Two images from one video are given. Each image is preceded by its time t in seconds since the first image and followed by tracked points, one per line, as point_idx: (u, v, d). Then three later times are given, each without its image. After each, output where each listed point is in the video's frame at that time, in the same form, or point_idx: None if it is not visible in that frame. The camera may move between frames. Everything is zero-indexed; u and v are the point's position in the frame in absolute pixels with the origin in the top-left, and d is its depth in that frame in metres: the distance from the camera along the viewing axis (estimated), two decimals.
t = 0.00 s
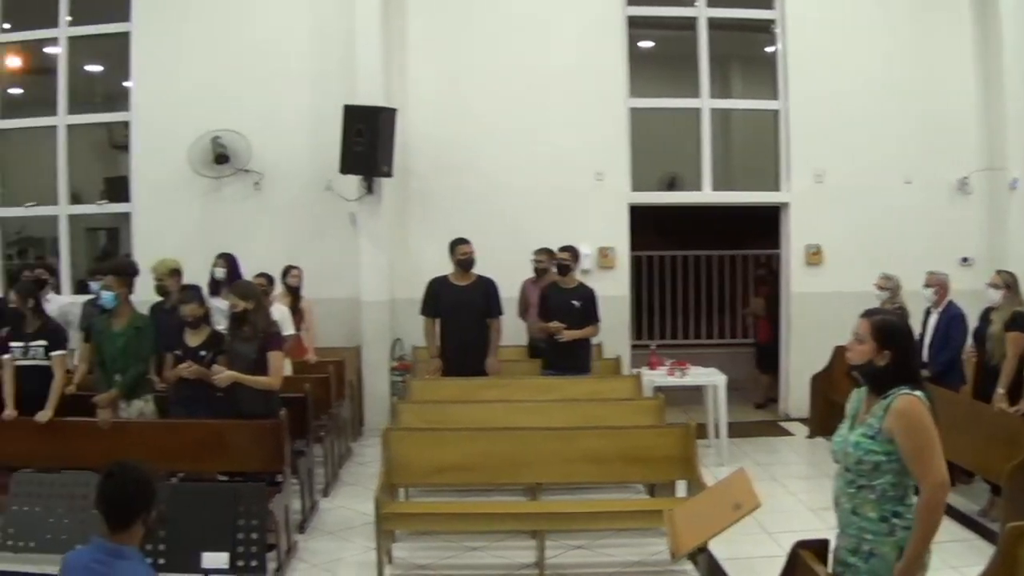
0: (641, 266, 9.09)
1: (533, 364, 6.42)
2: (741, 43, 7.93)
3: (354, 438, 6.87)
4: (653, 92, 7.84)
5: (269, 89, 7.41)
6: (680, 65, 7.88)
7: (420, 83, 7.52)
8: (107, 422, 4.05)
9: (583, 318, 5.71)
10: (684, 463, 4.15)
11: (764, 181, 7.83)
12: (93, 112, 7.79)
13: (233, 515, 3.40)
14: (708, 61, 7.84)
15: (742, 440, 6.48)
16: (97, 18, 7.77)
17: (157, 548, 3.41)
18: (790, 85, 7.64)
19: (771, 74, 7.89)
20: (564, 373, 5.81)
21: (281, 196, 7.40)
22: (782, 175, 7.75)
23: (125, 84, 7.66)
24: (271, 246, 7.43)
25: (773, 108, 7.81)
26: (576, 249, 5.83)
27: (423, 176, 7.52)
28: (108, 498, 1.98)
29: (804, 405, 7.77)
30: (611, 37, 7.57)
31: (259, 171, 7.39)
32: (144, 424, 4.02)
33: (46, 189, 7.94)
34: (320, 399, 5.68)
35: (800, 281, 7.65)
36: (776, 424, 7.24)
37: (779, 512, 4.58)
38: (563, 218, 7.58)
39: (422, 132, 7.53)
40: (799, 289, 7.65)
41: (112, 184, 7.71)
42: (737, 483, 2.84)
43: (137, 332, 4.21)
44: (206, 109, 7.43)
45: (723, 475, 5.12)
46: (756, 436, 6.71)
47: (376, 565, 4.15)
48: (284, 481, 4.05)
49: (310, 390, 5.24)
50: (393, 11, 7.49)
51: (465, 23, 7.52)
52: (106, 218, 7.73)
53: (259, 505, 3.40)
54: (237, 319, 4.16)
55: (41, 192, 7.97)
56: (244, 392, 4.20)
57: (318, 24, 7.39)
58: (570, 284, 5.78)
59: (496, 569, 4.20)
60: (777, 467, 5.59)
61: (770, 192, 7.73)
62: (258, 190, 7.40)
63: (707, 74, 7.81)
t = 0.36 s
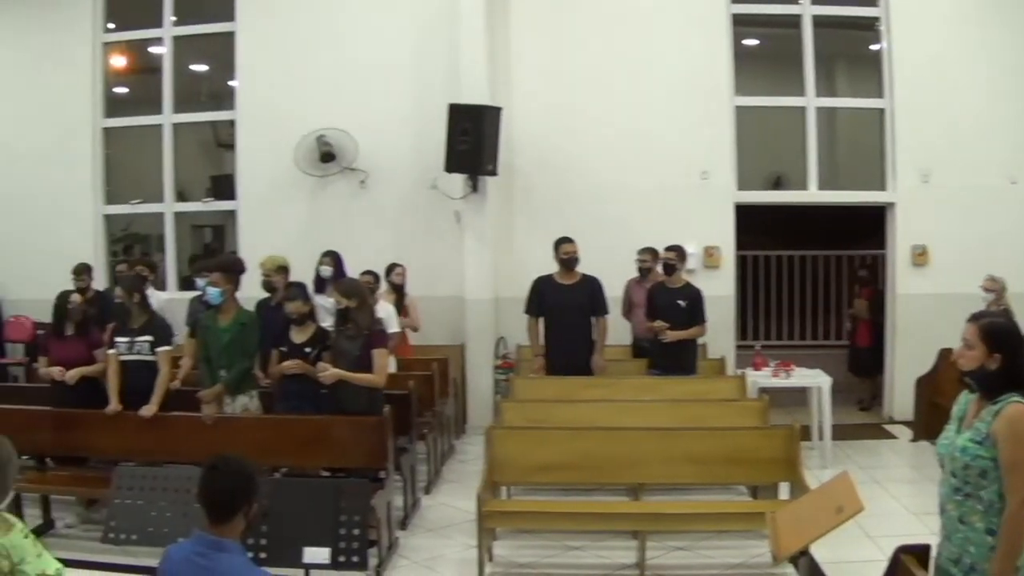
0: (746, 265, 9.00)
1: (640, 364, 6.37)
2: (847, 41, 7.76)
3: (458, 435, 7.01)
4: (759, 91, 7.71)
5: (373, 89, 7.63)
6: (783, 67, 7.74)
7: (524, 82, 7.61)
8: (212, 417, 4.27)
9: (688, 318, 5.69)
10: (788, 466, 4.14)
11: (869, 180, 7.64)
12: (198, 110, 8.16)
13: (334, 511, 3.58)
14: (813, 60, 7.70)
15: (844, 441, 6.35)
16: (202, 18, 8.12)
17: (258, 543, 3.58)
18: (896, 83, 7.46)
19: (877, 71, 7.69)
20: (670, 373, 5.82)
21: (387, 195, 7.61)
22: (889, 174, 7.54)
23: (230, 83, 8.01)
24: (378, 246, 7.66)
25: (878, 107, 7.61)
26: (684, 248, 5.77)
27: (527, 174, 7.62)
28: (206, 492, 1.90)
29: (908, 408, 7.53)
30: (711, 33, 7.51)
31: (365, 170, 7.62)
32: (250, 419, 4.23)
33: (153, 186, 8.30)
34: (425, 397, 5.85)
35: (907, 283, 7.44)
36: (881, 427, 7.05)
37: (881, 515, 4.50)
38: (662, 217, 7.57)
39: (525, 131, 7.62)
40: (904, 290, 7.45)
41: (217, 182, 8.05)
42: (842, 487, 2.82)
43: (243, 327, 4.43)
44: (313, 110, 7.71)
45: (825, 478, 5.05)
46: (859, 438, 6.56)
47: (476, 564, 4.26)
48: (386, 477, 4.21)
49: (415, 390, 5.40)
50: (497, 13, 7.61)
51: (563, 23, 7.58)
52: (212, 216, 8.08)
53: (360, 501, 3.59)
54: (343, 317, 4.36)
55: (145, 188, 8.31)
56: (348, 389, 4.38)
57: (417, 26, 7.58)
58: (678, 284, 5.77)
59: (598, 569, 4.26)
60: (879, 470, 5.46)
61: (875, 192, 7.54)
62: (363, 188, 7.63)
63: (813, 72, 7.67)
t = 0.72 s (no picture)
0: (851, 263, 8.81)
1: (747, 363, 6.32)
2: (954, 40, 7.56)
3: (562, 434, 7.06)
4: (868, 88, 7.53)
5: (477, 87, 7.73)
6: (889, 67, 7.54)
7: (629, 80, 7.61)
8: (316, 415, 4.46)
9: (794, 318, 5.60)
10: (891, 469, 4.07)
11: (975, 180, 7.43)
12: (304, 108, 8.35)
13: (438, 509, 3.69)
14: (921, 57, 7.49)
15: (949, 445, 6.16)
16: (311, 17, 8.30)
17: (361, 539, 3.69)
18: (1002, 81, 7.25)
19: (985, 69, 7.48)
20: (775, 374, 5.75)
21: (494, 194, 7.73)
22: (996, 173, 7.33)
23: (337, 82, 8.20)
24: (483, 246, 7.78)
25: (986, 106, 7.39)
26: (786, 246, 5.70)
27: (640, 172, 7.61)
28: (310, 487, 1.98)
29: (1015, 411, 7.29)
30: (815, 26, 7.38)
31: (471, 169, 7.74)
32: (355, 418, 4.41)
33: (259, 184, 8.52)
34: (531, 396, 5.92)
35: (1015, 283, 7.20)
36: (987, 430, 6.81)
37: (989, 521, 4.38)
38: (765, 216, 7.46)
39: (629, 129, 7.62)
40: (1012, 290, 7.20)
41: (324, 180, 8.25)
42: (949, 490, 2.64)
43: (349, 325, 4.60)
44: (418, 108, 7.85)
45: (929, 482, 4.94)
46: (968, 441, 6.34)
47: (579, 562, 4.32)
48: (490, 476, 4.35)
49: (520, 386, 5.49)
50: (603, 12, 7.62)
51: (666, 20, 7.55)
52: (319, 214, 8.29)
53: (463, 500, 3.68)
54: (448, 316, 4.49)
55: (252, 186, 8.53)
56: (451, 388, 4.51)
57: (519, 25, 7.65)
58: (782, 283, 5.69)
59: (701, 569, 4.26)
60: (985, 474, 5.27)
61: (982, 193, 7.33)
62: (470, 187, 7.76)
63: (921, 71, 7.46)
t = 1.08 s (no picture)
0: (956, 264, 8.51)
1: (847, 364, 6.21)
2: None
3: (664, 434, 7.02)
4: (971, 87, 7.35)
5: (578, 83, 7.74)
6: (991, 66, 7.37)
7: (733, 74, 7.49)
8: (419, 411, 4.57)
9: (894, 318, 5.45)
10: (992, 476, 3.92)
11: None
12: (407, 107, 8.51)
13: (539, 506, 3.64)
14: None
15: None
16: (414, 16, 8.43)
17: (462, 536, 3.62)
18: None
19: None
20: (871, 374, 5.58)
21: (598, 192, 7.71)
22: None
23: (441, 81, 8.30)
24: (583, 244, 7.78)
25: None
26: (888, 246, 5.57)
27: (740, 168, 7.49)
28: (409, 483, 2.05)
29: None
30: (924, 14, 7.16)
31: (575, 167, 7.75)
32: (457, 415, 4.52)
33: (363, 182, 8.70)
34: (632, 396, 5.91)
35: None
36: None
37: None
38: (870, 212, 7.26)
39: (731, 124, 7.50)
40: None
41: (427, 179, 8.39)
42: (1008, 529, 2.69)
43: (452, 322, 4.73)
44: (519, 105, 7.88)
45: None
46: None
47: (678, 563, 4.30)
48: (590, 475, 4.38)
49: (621, 385, 5.48)
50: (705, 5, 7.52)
51: (769, 13, 7.41)
52: (422, 212, 8.43)
53: (564, 498, 3.63)
54: (551, 315, 4.54)
55: (356, 184, 8.72)
56: (552, 387, 4.53)
57: (620, 21, 7.62)
58: (883, 284, 5.55)
59: (801, 573, 4.19)
60: None
61: None
62: (573, 185, 7.76)
63: None
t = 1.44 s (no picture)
0: None
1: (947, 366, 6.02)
2: None
3: (767, 436, 6.88)
4: None
5: (682, 80, 7.63)
6: None
7: (840, 69, 7.25)
8: (522, 410, 4.61)
9: (993, 321, 5.20)
10: None
11: None
12: (512, 107, 8.49)
13: (641, 507, 3.58)
14: None
15: None
16: (516, 15, 8.41)
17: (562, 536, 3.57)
18: None
19: None
20: (975, 377, 5.33)
21: (703, 191, 7.58)
22: None
23: (545, 79, 8.26)
24: (686, 242, 7.67)
25: None
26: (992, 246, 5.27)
27: (846, 167, 7.25)
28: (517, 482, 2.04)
29: None
30: None
31: (679, 166, 7.64)
32: (561, 415, 4.54)
33: (467, 181, 8.71)
34: (735, 397, 5.79)
35: None
36: None
37: None
38: (982, 210, 6.94)
39: (838, 120, 7.28)
40: None
41: (531, 178, 8.38)
42: None
43: (558, 321, 4.72)
44: (623, 102, 7.81)
45: None
46: None
47: (779, 566, 4.19)
48: (693, 476, 4.36)
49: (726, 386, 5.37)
50: None
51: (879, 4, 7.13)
52: (527, 211, 8.44)
53: (666, 499, 3.58)
54: (657, 314, 4.55)
55: (460, 183, 8.74)
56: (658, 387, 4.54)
57: (726, 15, 7.47)
58: (986, 285, 5.28)
59: None
60: None
61: None
62: (677, 185, 7.66)
63: None
